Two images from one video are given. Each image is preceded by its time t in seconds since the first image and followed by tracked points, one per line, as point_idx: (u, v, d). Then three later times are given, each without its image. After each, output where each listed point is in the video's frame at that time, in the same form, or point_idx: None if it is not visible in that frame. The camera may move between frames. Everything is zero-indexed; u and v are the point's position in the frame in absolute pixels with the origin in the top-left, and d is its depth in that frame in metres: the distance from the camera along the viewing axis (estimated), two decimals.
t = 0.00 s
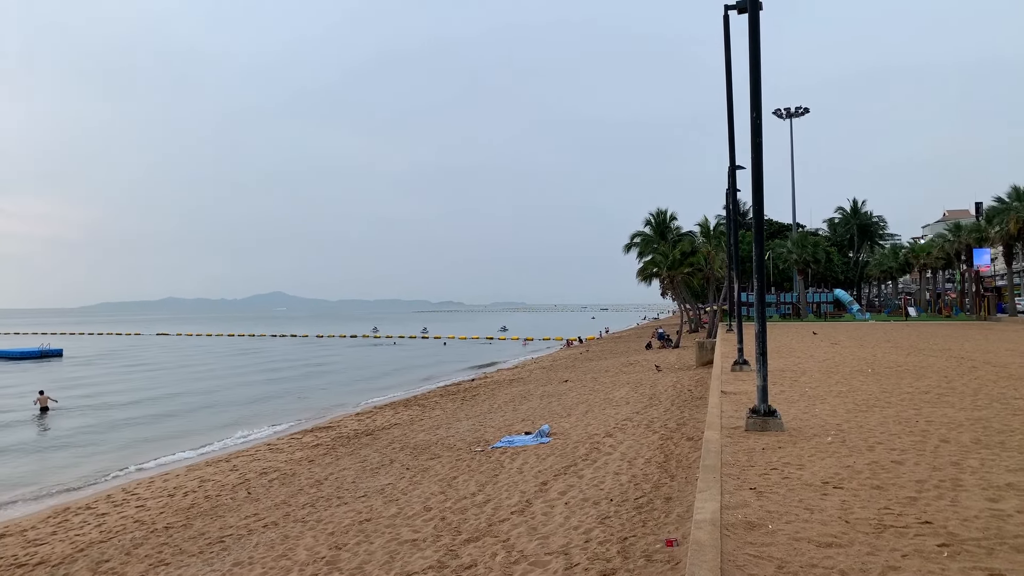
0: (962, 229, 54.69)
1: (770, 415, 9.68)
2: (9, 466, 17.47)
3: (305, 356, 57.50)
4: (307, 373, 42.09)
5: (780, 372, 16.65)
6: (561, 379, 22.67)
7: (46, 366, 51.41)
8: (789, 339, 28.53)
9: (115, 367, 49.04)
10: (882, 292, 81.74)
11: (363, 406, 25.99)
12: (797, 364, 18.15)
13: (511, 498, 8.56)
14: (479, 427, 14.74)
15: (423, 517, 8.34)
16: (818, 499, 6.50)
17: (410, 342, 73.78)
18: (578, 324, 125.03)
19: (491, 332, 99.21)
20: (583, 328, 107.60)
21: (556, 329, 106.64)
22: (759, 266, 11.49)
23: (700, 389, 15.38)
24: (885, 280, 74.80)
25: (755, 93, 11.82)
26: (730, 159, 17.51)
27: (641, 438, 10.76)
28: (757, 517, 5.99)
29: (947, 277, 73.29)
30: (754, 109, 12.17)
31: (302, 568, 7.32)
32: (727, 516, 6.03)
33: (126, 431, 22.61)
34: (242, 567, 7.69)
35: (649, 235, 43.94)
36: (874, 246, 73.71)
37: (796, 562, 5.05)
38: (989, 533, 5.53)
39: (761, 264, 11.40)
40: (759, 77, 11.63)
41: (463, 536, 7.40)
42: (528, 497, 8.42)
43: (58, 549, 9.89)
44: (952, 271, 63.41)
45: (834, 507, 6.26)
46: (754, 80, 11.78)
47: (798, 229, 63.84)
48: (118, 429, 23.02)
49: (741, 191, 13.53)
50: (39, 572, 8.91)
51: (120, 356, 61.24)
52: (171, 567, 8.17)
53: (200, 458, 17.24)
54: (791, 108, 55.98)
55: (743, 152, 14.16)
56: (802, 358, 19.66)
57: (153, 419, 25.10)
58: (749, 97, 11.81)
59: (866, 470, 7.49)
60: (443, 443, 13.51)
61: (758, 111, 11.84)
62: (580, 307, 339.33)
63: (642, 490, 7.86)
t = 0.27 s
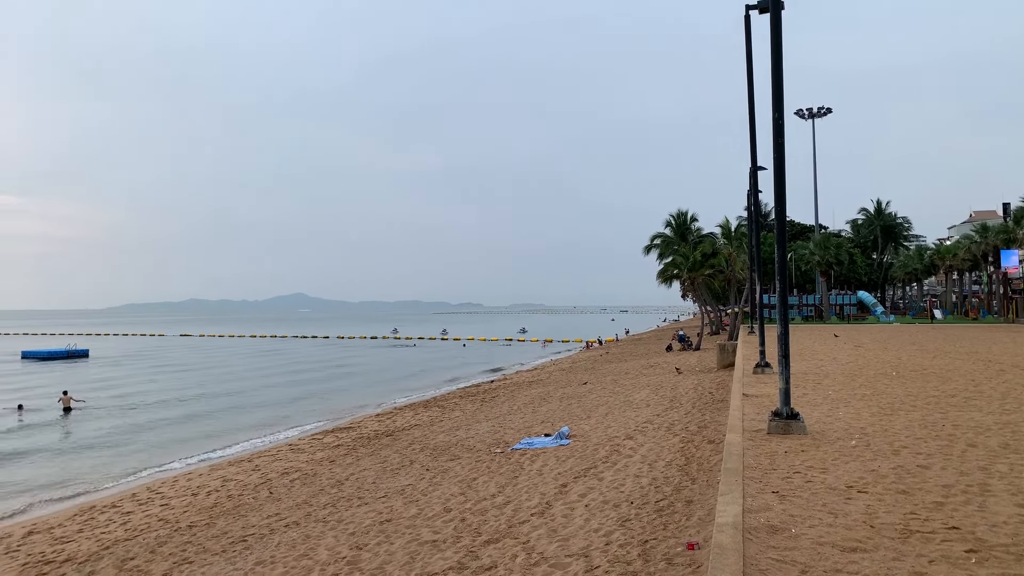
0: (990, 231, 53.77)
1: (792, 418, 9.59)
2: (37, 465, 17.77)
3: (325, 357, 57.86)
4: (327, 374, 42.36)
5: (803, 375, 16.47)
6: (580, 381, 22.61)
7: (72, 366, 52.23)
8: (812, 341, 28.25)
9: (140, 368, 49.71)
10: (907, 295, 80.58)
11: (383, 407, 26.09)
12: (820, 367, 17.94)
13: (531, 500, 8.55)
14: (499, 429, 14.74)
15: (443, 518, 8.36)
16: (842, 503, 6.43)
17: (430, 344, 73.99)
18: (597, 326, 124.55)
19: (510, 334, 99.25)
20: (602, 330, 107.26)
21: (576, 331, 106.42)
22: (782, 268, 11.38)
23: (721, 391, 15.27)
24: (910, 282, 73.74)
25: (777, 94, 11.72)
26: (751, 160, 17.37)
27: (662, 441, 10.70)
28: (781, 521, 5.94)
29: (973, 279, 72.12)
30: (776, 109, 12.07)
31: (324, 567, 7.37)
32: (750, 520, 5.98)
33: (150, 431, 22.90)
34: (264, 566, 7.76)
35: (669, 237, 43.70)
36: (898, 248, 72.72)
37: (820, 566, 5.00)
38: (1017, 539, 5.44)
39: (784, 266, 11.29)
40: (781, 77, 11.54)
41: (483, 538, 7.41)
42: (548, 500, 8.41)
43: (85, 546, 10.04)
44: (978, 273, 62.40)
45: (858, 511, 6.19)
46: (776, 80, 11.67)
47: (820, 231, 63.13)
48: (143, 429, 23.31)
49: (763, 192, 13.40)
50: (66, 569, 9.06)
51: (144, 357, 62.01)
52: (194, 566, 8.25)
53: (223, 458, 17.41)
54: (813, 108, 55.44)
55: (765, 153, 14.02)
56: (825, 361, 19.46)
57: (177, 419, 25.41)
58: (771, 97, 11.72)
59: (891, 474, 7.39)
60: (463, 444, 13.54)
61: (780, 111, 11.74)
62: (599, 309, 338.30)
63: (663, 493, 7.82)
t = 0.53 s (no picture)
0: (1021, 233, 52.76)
1: (818, 423, 9.47)
2: (67, 467, 18.07)
3: (348, 361, 58.24)
4: (351, 377, 42.64)
5: (829, 380, 16.26)
6: (602, 385, 22.53)
7: (101, 369, 53.13)
8: (837, 345, 27.92)
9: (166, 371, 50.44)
10: (935, 299, 79.30)
11: (405, 410, 26.19)
12: (846, 372, 17.70)
13: (553, 504, 8.52)
14: (520, 433, 14.72)
15: (466, 521, 8.37)
16: (870, 509, 6.34)
17: (451, 347, 74.17)
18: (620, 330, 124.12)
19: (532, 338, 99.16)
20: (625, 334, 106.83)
21: (598, 335, 106.19)
22: (807, 271, 11.25)
23: (745, 396, 15.12)
24: (938, 286, 72.57)
25: (802, 96, 11.61)
26: (776, 163, 17.22)
27: (685, 446, 10.62)
28: (807, 527, 5.86)
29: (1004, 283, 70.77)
30: (802, 111, 11.95)
31: (348, 569, 7.40)
32: (775, 525, 5.92)
33: (176, 434, 23.22)
34: (288, 567, 7.82)
35: (692, 240, 43.43)
36: (926, 251, 71.61)
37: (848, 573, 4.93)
38: None
39: (810, 270, 11.15)
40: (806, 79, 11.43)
41: (505, 541, 7.41)
42: (570, 504, 8.38)
43: (113, 545, 10.20)
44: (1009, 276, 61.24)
45: (886, 518, 6.10)
46: (801, 82, 11.57)
47: (846, 234, 62.37)
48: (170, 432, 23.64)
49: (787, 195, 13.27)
50: (95, 568, 9.20)
51: (170, 360, 62.87)
52: (219, 567, 8.33)
53: (247, 460, 17.59)
54: (838, 110, 54.84)
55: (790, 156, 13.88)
56: (851, 366, 19.20)
57: (202, 422, 25.74)
58: (796, 99, 11.61)
59: (920, 481, 7.27)
60: (484, 448, 13.54)
61: (805, 113, 11.63)
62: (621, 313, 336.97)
63: (686, 497, 7.76)
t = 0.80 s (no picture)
0: None
1: (852, 426, 9.32)
2: (105, 466, 18.47)
3: (377, 362, 58.71)
4: (380, 378, 42.97)
5: (863, 383, 15.98)
6: (630, 387, 22.42)
7: (137, 369, 54.26)
8: (871, 348, 27.44)
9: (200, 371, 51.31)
10: (973, 301, 77.53)
11: (434, 411, 26.31)
12: (881, 375, 17.38)
13: (583, 506, 8.49)
14: (549, 434, 14.71)
15: (495, 522, 8.39)
16: (907, 514, 6.22)
17: (479, 348, 74.35)
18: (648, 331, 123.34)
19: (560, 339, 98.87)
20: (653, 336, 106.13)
21: (626, 336, 105.68)
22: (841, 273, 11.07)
23: (777, 398, 14.94)
24: (976, 288, 70.97)
25: (835, 95, 11.44)
26: (808, 162, 16.98)
27: (715, 449, 10.52)
28: (842, 531, 5.77)
29: None
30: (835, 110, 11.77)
31: (378, 568, 7.46)
32: (810, 529, 5.84)
33: (210, 433, 23.61)
34: (319, 565, 7.89)
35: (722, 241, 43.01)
36: (963, 252, 70.06)
37: None
38: None
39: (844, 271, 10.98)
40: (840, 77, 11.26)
41: (535, 542, 7.41)
42: (600, 506, 8.35)
43: (149, 542, 10.40)
44: None
45: (925, 523, 5.98)
46: (834, 79, 11.40)
47: (880, 235, 61.27)
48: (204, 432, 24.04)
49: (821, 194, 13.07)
50: (132, 563, 9.39)
51: (203, 360, 63.88)
52: (252, 564, 8.44)
53: (279, 459, 17.81)
54: (871, 108, 53.90)
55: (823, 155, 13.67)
56: (887, 368, 18.85)
57: (235, 422, 26.14)
58: (829, 97, 11.43)
59: (959, 486, 7.11)
60: (513, 449, 13.55)
61: (839, 111, 11.45)
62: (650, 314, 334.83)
63: (717, 501, 7.69)
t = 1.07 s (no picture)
0: None
1: (900, 433, 9.08)
2: (151, 465, 18.93)
3: (415, 364, 59.15)
4: (416, 381, 43.27)
5: (910, 388, 15.57)
6: (668, 391, 22.22)
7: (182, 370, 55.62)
8: (917, 353, 26.72)
9: (242, 372, 52.31)
10: None
11: (470, 413, 26.41)
12: (929, 380, 16.90)
13: (621, 510, 8.44)
14: (586, 438, 14.65)
15: (532, 525, 8.38)
16: (959, 524, 6.04)
17: (515, 352, 74.39)
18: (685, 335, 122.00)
19: (596, 342, 98.44)
20: (691, 339, 104.98)
21: (664, 339, 104.76)
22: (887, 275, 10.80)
23: (820, 404, 14.66)
24: None
25: (881, 94, 11.20)
26: (852, 162, 16.63)
27: (756, 454, 10.36)
28: (889, 540, 5.63)
29: None
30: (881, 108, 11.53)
31: (416, 568, 7.51)
32: (856, 537, 5.71)
33: (251, 434, 24.04)
34: (358, 565, 7.98)
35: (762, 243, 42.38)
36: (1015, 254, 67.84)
37: None
38: None
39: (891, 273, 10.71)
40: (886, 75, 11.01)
41: (572, 545, 7.39)
42: (639, 510, 8.29)
43: (193, 538, 10.64)
44: None
45: (977, 534, 5.80)
46: (880, 78, 11.16)
47: (926, 236, 59.69)
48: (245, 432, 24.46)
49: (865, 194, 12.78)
50: (178, 559, 9.60)
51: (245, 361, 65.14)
52: (293, 562, 8.58)
53: (318, 459, 18.05)
54: (917, 107, 52.59)
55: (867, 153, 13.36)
56: (935, 373, 18.34)
57: (276, 423, 26.59)
58: (874, 96, 11.20)
59: (1012, 495, 6.88)
60: (550, 452, 13.53)
61: (884, 110, 11.20)
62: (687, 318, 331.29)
63: (759, 507, 7.57)
